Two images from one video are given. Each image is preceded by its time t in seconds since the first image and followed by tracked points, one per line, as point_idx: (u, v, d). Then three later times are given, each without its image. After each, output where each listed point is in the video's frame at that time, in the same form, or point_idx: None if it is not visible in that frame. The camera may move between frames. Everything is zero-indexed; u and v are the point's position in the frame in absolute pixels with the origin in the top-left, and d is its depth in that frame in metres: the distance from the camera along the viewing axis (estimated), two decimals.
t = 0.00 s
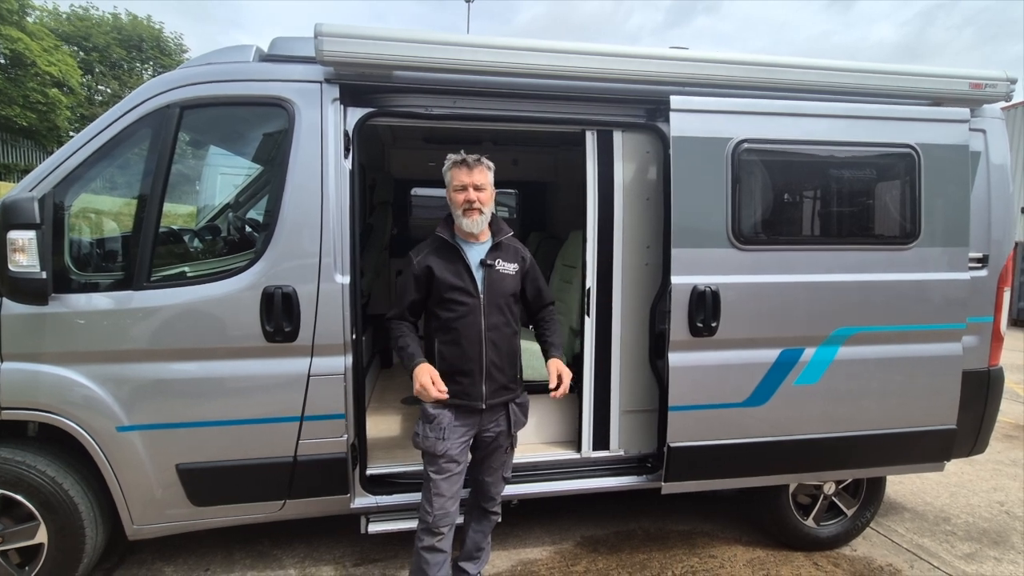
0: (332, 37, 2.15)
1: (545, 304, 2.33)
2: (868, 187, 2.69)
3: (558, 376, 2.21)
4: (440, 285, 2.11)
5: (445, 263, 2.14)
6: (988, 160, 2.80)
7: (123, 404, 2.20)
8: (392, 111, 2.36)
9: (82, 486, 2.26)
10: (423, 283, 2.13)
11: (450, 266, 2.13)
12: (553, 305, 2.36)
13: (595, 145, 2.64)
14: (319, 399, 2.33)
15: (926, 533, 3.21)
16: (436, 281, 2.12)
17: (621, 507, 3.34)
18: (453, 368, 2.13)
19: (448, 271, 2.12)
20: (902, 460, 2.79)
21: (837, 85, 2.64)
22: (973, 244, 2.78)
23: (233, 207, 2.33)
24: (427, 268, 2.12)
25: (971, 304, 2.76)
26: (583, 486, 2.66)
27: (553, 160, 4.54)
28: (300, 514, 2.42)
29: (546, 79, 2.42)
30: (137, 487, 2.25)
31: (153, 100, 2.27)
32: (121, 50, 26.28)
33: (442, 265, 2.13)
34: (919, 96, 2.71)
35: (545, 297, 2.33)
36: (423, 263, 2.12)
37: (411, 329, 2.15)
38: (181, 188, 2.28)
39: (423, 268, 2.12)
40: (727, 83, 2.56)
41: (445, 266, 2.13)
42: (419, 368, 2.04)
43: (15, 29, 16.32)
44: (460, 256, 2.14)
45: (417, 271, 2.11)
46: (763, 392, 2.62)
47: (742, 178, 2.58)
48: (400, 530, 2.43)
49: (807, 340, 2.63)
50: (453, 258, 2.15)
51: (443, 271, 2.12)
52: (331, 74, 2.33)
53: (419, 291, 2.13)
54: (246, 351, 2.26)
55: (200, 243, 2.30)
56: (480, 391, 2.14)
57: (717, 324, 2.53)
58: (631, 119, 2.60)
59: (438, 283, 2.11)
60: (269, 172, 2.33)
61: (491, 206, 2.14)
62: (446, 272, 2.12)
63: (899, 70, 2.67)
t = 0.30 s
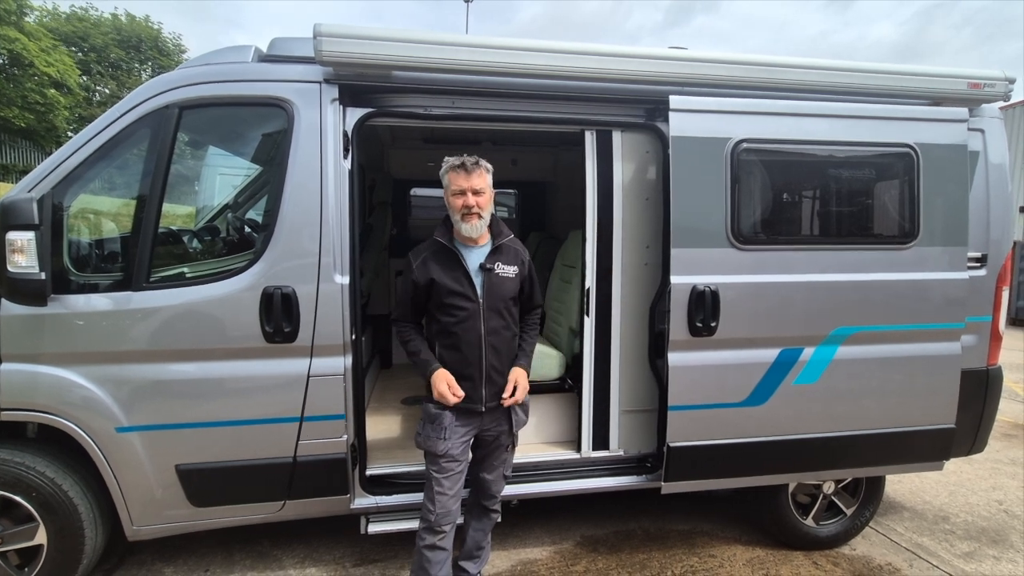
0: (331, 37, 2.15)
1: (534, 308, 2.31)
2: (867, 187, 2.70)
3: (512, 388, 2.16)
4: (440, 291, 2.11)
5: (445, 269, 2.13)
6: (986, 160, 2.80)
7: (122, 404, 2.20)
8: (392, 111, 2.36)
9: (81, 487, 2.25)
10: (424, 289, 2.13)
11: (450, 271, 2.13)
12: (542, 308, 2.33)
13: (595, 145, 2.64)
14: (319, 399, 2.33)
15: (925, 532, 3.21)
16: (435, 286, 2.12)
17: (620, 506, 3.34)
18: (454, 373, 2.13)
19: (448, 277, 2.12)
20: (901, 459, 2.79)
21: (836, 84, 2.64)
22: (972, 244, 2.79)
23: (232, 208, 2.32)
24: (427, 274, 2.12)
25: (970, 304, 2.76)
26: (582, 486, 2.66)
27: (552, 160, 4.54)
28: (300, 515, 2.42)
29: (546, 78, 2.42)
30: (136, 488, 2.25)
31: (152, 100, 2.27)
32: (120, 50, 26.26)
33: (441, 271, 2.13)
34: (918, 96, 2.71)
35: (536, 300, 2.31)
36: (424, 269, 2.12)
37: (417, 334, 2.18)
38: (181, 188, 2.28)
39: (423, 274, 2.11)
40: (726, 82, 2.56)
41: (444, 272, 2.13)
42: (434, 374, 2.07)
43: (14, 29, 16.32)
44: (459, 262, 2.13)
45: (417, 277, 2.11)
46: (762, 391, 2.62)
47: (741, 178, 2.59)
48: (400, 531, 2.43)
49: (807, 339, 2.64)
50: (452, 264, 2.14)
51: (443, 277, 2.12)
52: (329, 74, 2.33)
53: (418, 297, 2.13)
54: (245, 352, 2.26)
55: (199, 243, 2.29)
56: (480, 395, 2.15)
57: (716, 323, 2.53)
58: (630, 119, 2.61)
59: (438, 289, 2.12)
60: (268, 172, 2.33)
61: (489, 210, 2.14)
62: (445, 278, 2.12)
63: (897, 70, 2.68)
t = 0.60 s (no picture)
0: (330, 38, 2.15)
1: (535, 307, 2.32)
2: (866, 188, 2.70)
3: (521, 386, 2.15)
4: (440, 292, 2.11)
5: (444, 269, 2.13)
6: (985, 162, 2.81)
7: (121, 406, 2.19)
8: (391, 113, 2.36)
9: (79, 488, 2.25)
10: (423, 289, 2.13)
11: (449, 272, 2.13)
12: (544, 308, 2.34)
13: (594, 147, 2.64)
14: (318, 401, 2.32)
15: (924, 534, 3.21)
16: (435, 287, 2.11)
17: (619, 508, 3.34)
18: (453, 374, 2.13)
19: (447, 278, 2.12)
20: (900, 461, 2.79)
21: (835, 87, 2.64)
22: (971, 246, 2.79)
23: (231, 209, 2.32)
24: (426, 274, 2.11)
25: (969, 306, 2.76)
26: (582, 487, 2.65)
27: (552, 162, 4.54)
28: (299, 516, 2.42)
29: (545, 80, 2.42)
30: (134, 489, 2.24)
31: (151, 101, 2.26)
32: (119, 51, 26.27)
33: (441, 272, 2.13)
34: (917, 98, 2.71)
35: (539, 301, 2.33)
36: (423, 270, 2.12)
37: (417, 334, 2.16)
38: (180, 189, 2.28)
39: (422, 275, 2.11)
40: (726, 84, 2.56)
41: (444, 272, 2.13)
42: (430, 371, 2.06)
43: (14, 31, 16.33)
44: (458, 263, 2.13)
45: (416, 277, 2.11)
46: (762, 393, 2.62)
47: (740, 180, 2.59)
48: (399, 532, 2.43)
49: (806, 341, 2.64)
50: (452, 265, 2.14)
51: (443, 278, 2.12)
52: (329, 76, 2.33)
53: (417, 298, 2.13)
54: (244, 353, 2.26)
55: (198, 244, 2.29)
56: (479, 396, 2.14)
57: (715, 325, 2.53)
58: (630, 121, 2.61)
59: (438, 289, 2.11)
60: (267, 173, 2.33)
61: (489, 212, 2.14)
62: (444, 279, 2.12)
63: (896, 72, 2.68)
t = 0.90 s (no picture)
0: (332, 40, 2.16)
1: (536, 307, 2.33)
2: (866, 190, 2.70)
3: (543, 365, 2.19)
4: (440, 292, 2.11)
5: (444, 269, 2.14)
6: (985, 164, 2.81)
7: (121, 406, 2.19)
8: (392, 114, 2.36)
9: (80, 488, 2.25)
10: (423, 289, 2.13)
11: (450, 272, 2.13)
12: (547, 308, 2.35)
13: (595, 148, 2.65)
14: (318, 402, 2.32)
15: (924, 536, 3.21)
16: (435, 286, 2.12)
17: (619, 509, 3.34)
18: (453, 374, 2.13)
19: (448, 277, 2.12)
20: (901, 463, 2.79)
21: (835, 89, 2.64)
22: (971, 248, 2.79)
23: (232, 209, 2.32)
24: (427, 274, 2.12)
25: (969, 307, 2.76)
26: (582, 488, 2.65)
27: (552, 162, 4.55)
28: (299, 517, 2.42)
29: (546, 82, 2.43)
30: (135, 489, 2.24)
31: (153, 102, 2.27)
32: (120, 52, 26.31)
33: (441, 271, 2.13)
34: (917, 100, 2.72)
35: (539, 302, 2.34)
36: (424, 269, 2.12)
37: (413, 331, 2.17)
38: (181, 190, 2.28)
39: (423, 274, 2.11)
40: (726, 86, 2.56)
41: (444, 272, 2.13)
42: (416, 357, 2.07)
43: (15, 31, 16.35)
44: (458, 262, 2.14)
45: (417, 277, 2.11)
46: (762, 395, 2.62)
47: (741, 182, 2.59)
48: (399, 533, 2.43)
49: (806, 342, 2.64)
50: (452, 264, 2.14)
51: (443, 277, 2.12)
52: (330, 77, 2.33)
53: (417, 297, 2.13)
54: (245, 353, 2.26)
55: (199, 245, 2.29)
56: (479, 396, 2.15)
57: (716, 326, 2.53)
58: (630, 122, 2.61)
59: (438, 289, 2.11)
60: (268, 174, 2.33)
61: (490, 214, 2.15)
62: (445, 279, 2.12)
63: (896, 74, 2.68)
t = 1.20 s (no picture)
0: (332, 40, 2.16)
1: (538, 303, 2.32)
2: (866, 190, 2.70)
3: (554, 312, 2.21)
4: (440, 290, 2.11)
5: (444, 268, 2.14)
6: (985, 163, 2.81)
7: (122, 406, 2.20)
8: (392, 114, 2.36)
9: (80, 488, 2.25)
10: (422, 288, 2.13)
11: (449, 270, 2.14)
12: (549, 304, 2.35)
13: (595, 148, 2.65)
14: (318, 402, 2.33)
15: (925, 536, 3.21)
16: (435, 285, 2.12)
17: (619, 509, 3.34)
18: (453, 372, 2.13)
19: (447, 276, 2.12)
20: (901, 463, 2.79)
21: (836, 88, 2.64)
22: (972, 248, 2.79)
23: (232, 209, 2.32)
24: (427, 273, 2.12)
25: (969, 307, 2.76)
26: (582, 488, 2.65)
27: (552, 162, 4.54)
28: (299, 517, 2.42)
29: (546, 82, 2.43)
30: (135, 489, 2.24)
31: (153, 102, 2.27)
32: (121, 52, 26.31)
33: (440, 270, 2.13)
34: (917, 100, 2.72)
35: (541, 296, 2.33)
36: (423, 267, 2.12)
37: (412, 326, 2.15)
38: (181, 189, 2.28)
39: (422, 273, 2.12)
40: (727, 86, 2.56)
41: (444, 271, 2.13)
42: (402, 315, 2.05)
43: (15, 31, 16.35)
44: (458, 261, 2.14)
45: (416, 275, 2.11)
46: (762, 394, 2.62)
47: (741, 182, 2.59)
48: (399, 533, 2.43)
49: (806, 342, 2.64)
50: (452, 263, 2.15)
51: (442, 276, 2.12)
52: (330, 77, 2.33)
53: (417, 296, 2.13)
54: (246, 353, 2.26)
55: (199, 245, 2.29)
56: (479, 395, 2.14)
57: (716, 326, 2.53)
58: (631, 122, 2.61)
59: (438, 287, 2.12)
60: (268, 174, 2.33)
61: (489, 214, 2.15)
62: (444, 277, 2.12)
63: (897, 74, 2.68)
